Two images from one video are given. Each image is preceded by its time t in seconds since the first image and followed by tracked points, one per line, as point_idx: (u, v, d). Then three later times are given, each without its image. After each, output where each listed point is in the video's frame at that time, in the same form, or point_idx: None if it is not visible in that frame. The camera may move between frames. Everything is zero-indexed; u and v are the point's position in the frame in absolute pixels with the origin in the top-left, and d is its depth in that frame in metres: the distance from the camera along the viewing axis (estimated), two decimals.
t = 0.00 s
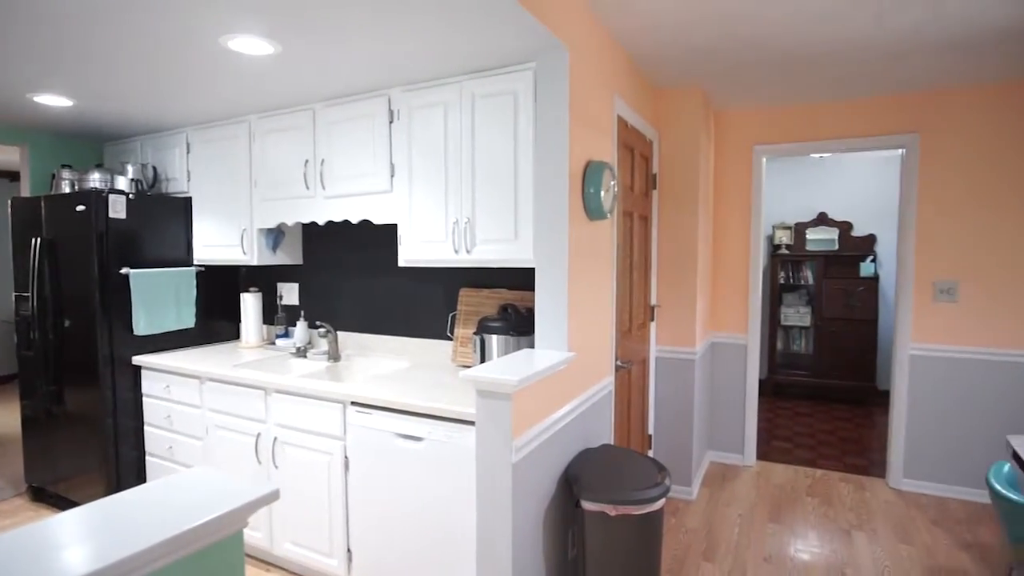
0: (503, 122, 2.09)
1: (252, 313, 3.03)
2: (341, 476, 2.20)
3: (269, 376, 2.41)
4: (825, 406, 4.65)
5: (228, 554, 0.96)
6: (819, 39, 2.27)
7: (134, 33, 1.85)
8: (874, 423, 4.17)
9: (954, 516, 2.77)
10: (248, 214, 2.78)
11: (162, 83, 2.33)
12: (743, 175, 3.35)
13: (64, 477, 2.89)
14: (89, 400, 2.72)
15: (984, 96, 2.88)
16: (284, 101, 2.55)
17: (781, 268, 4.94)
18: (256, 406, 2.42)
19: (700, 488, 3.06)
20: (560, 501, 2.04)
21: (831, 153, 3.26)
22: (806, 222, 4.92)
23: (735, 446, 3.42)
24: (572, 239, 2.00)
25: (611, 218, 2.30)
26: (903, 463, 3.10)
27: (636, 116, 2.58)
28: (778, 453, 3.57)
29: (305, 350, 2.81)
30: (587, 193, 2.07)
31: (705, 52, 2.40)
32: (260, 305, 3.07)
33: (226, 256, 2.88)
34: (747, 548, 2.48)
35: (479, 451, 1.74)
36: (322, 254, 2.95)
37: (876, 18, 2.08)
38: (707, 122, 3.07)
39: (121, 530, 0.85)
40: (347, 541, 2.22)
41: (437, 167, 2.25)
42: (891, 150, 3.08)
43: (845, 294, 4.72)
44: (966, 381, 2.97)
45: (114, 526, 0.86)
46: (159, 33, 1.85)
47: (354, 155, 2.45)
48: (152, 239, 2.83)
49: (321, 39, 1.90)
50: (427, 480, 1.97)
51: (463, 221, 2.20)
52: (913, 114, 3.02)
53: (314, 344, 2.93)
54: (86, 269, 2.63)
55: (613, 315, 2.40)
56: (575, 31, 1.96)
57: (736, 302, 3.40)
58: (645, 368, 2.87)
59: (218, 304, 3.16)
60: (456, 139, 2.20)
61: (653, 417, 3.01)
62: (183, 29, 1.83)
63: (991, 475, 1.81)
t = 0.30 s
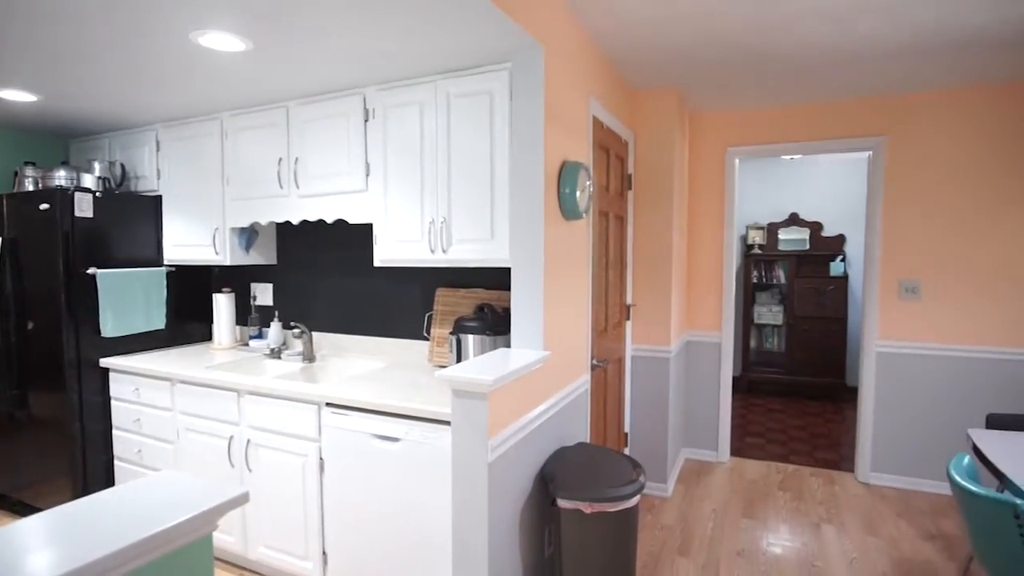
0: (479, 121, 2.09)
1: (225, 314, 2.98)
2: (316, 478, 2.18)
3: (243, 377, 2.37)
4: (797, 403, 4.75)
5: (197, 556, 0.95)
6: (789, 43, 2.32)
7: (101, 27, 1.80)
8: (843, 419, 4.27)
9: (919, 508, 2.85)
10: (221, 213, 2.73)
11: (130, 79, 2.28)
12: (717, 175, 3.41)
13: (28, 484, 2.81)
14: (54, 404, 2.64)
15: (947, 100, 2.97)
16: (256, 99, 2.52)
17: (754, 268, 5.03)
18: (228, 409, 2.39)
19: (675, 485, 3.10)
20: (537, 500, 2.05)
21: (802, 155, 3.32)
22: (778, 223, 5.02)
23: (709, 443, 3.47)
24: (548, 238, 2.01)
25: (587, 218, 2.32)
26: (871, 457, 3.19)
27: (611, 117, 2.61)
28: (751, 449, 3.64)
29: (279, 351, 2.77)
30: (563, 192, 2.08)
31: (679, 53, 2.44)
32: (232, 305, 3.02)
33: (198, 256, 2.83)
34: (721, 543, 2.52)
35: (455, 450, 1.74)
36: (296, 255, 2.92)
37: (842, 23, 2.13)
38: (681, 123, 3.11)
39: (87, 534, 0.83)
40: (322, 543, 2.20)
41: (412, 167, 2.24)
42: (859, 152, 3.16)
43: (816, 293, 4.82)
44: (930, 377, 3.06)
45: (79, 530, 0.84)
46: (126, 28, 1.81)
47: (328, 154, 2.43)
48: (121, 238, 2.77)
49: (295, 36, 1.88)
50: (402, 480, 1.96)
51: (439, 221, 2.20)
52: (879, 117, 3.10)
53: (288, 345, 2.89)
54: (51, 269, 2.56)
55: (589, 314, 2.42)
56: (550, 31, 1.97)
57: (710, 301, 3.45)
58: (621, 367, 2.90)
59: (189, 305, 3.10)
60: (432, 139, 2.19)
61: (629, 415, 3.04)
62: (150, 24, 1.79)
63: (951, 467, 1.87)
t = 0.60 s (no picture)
0: (452, 121, 2.09)
1: (195, 315, 2.93)
2: (288, 480, 2.15)
3: (213, 379, 2.33)
4: (769, 400, 4.84)
5: (162, 560, 0.93)
6: (758, 47, 2.36)
7: (63, 21, 1.76)
8: (814, 415, 4.36)
9: (885, 500, 2.93)
10: (190, 212, 2.68)
11: (95, 74, 2.22)
12: (690, 176, 3.45)
13: None
14: (15, 409, 2.56)
15: (910, 104, 3.06)
16: (227, 96, 2.48)
17: (727, 267, 5.11)
18: (198, 411, 2.34)
19: (650, 482, 3.13)
20: (511, 499, 2.05)
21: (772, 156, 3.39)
22: (750, 223, 5.11)
23: (683, 440, 3.52)
24: (522, 238, 2.02)
25: (561, 218, 2.33)
26: (839, 452, 3.26)
27: (586, 118, 2.63)
28: (725, 446, 3.70)
29: (251, 352, 2.73)
30: (537, 192, 2.09)
31: (651, 55, 2.47)
32: (203, 306, 2.97)
33: (167, 257, 2.77)
34: (694, 538, 2.56)
35: (429, 451, 1.74)
36: (268, 255, 2.88)
37: (809, 28, 2.18)
38: (655, 124, 3.15)
39: (47, 539, 0.81)
40: (296, 546, 2.17)
41: (386, 166, 2.23)
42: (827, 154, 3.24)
43: (787, 292, 4.92)
44: (895, 373, 3.15)
45: (39, 536, 0.82)
46: (89, 22, 1.76)
47: (301, 153, 2.40)
48: (86, 238, 2.70)
49: (265, 33, 1.86)
50: (376, 481, 1.95)
51: (413, 221, 2.19)
52: (846, 119, 3.17)
53: (261, 346, 2.85)
54: (11, 270, 2.48)
55: (564, 314, 2.43)
56: (523, 32, 1.98)
57: (684, 300, 3.50)
58: (596, 365, 2.92)
59: (158, 306, 3.03)
60: (406, 138, 2.18)
61: (605, 414, 3.06)
62: (115, 19, 1.75)
63: (913, 460, 1.92)
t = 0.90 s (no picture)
0: (427, 121, 2.08)
1: (164, 317, 2.87)
2: (260, 485, 2.12)
3: (183, 383, 2.28)
4: (742, 398, 4.92)
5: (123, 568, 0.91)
6: (729, 51, 2.40)
7: (23, 14, 1.70)
8: (785, 412, 4.45)
9: (854, 495, 3.00)
10: (159, 212, 2.63)
11: (58, 70, 2.16)
12: (664, 177, 3.49)
13: None
14: None
15: (876, 108, 3.14)
16: (196, 93, 2.43)
17: (702, 267, 5.18)
18: (167, 416, 2.30)
19: (626, 481, 3.16)
20: (487, 500, 2.05)
21: (745, 158, 3.44)
22: (723, 224, 5.19)
23: (658, 439, 3.56)
24: (497, 239, 2.02)
25: (536, 218, 2.34)
26: (810, 448, 3.33)
27: (560, 119, 2.64)
28: (699, 444, 3.74)
29: (222, 354, 2.68)
30: (512, 193, 2.10)
31: (625, 57, 2.49)
32: (173, 308, 2.91)
33: (134, 258, 2.72)
34: (669, 535, 2.58)
35: (403, 453, 1.73)
36: (240, 255, 2.83)
37: (778, 32, 2.22)
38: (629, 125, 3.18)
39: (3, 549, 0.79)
40: (268, 552, 2.14)
41: (360, 166, 2.21)
42: (797, 156, 3.30)
43: (759, 291, 5.01)
44: (863, 371, 3.23)
45: None
46: (53, 16, 1.72)
47: (273, 152, 2.36)
48: (48, 239, 2.62)
49: (235, 30, 1.83)
50: (351, 485, 1.93)
51: (388, 221, 2.17)
52: (816, 122, 3.24)
53: (232, 349, 2.81)
54: None
55: (539, 314, 2.44)
56: (497, 33, 1.98)
57: (659, 300, 3.53)
58: (572, 365, 2.94)
59: (125, 308, 2.96)
60: (380, 137, 2.16)
61: (581, 413, 3.08)
62: (78, 14, 1.70)
63: (877, 455, 1.98)
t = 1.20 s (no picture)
0: (402, 119, 2.07)
1: (133, 318, 2.80)
2: (232, 488, 2.08)
3: (152, 385, 2.24)
4: (719, 395, 4.98)
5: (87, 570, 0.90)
6: (702, 52, 2.43)
7: None
8: (760, 409, 4.52)
9: (825, 489, 3.07)
10: (127, 210, 2.57)
11: (19, 63, 2.10)
12: (640, 177, 3.52)
13: None
14: None
15: (847, 110, 3.21)
16: (166, 89, 2.38)
17: (678, 267, 5.23)
18: (136, 419, 2.25)
19: (603, 478, 3.18)
20: (463, 500, 2.04)
21: (720, 158, 3.48)
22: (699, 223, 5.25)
23: (635, 437, 3.59)
24: (472, 238, 2.01)
25: (512, 218, 2.34)
26: (784, 444, 3.39)
27: (537, 118, 2.65)
28: (675, 441, 3.79)
29: (194, 356, 2.63)
30: (487, 192, 2.09)
31: (601, 57, 2.50)
32: (142, 309, 2.84)
33: (101, 257, 2.66)
34: (645, 532, 2.61)
35: (377, 454, 1.71)
36: (212, 255, 2.78)
37: (750, 35, 2.26)
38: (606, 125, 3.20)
39: None
40: (241, 556, 2.10)
41: (335, 164, 2.19)
42: (771, 157, 3.35)
43: (734, 290, 5.08)
44: (835, 367, 3.29)
45: None
46: (13, 8, 1.66)
47: (245, 150, 2.33)
48: (11, 237, 2.55)
49: (205, 25, 1.79)
50: (325, 486, 1.91)
51: (362, 220, 2.15)
52: (789, 124, 3.30)
53: (204, 350, 2.75)
54: None
55: (516, 313, 2.44)
56: (472, 31, 1.98)
57: (635, 299, 3.56)
58: (549, 364, 2.94)
59: (92, 308, 2.88)
60: (355, 135, 2.14)
61: (558, 412, 3.09)
62: (40, 6, 1.66)
63: (846, 450, 2.02)
